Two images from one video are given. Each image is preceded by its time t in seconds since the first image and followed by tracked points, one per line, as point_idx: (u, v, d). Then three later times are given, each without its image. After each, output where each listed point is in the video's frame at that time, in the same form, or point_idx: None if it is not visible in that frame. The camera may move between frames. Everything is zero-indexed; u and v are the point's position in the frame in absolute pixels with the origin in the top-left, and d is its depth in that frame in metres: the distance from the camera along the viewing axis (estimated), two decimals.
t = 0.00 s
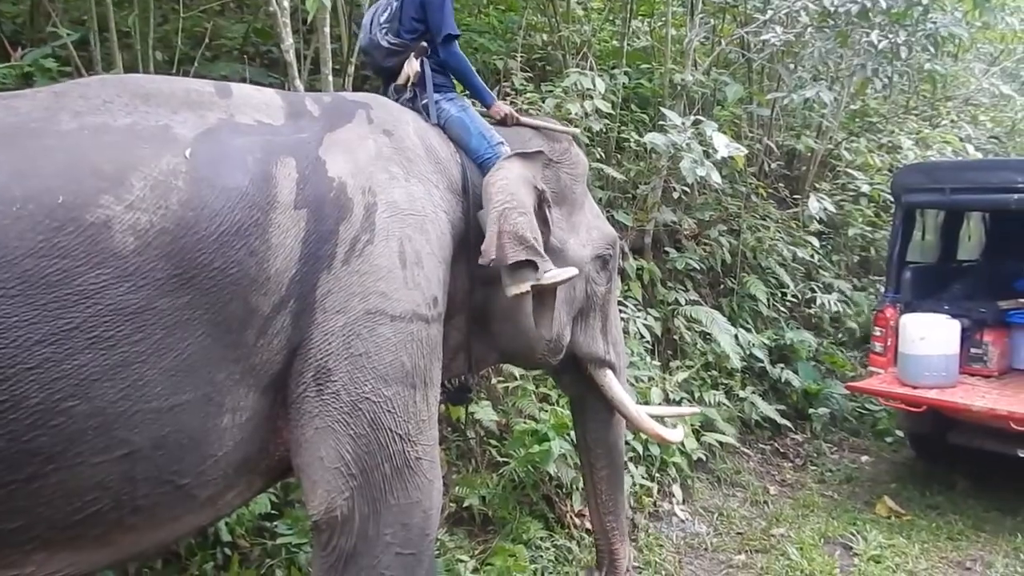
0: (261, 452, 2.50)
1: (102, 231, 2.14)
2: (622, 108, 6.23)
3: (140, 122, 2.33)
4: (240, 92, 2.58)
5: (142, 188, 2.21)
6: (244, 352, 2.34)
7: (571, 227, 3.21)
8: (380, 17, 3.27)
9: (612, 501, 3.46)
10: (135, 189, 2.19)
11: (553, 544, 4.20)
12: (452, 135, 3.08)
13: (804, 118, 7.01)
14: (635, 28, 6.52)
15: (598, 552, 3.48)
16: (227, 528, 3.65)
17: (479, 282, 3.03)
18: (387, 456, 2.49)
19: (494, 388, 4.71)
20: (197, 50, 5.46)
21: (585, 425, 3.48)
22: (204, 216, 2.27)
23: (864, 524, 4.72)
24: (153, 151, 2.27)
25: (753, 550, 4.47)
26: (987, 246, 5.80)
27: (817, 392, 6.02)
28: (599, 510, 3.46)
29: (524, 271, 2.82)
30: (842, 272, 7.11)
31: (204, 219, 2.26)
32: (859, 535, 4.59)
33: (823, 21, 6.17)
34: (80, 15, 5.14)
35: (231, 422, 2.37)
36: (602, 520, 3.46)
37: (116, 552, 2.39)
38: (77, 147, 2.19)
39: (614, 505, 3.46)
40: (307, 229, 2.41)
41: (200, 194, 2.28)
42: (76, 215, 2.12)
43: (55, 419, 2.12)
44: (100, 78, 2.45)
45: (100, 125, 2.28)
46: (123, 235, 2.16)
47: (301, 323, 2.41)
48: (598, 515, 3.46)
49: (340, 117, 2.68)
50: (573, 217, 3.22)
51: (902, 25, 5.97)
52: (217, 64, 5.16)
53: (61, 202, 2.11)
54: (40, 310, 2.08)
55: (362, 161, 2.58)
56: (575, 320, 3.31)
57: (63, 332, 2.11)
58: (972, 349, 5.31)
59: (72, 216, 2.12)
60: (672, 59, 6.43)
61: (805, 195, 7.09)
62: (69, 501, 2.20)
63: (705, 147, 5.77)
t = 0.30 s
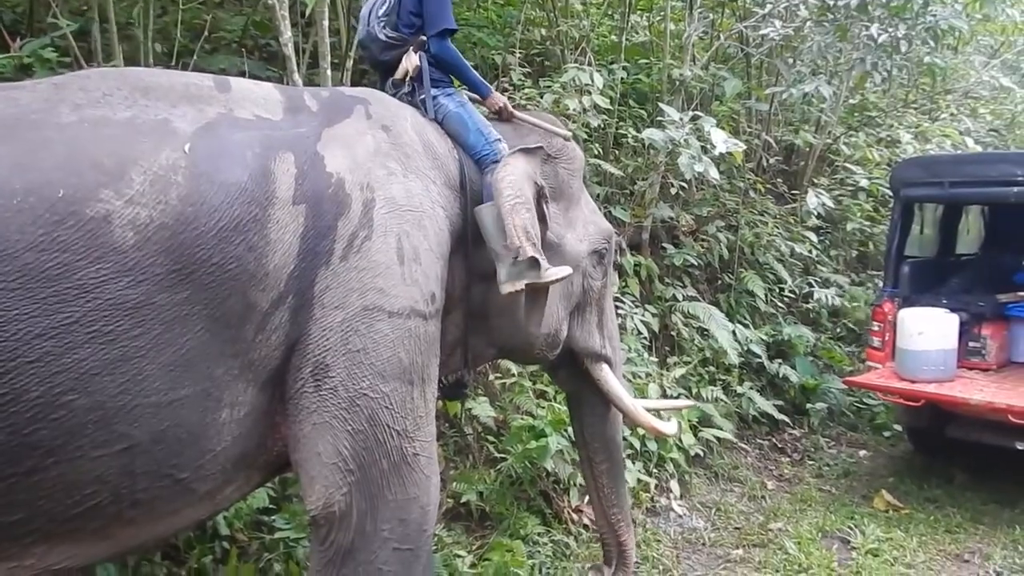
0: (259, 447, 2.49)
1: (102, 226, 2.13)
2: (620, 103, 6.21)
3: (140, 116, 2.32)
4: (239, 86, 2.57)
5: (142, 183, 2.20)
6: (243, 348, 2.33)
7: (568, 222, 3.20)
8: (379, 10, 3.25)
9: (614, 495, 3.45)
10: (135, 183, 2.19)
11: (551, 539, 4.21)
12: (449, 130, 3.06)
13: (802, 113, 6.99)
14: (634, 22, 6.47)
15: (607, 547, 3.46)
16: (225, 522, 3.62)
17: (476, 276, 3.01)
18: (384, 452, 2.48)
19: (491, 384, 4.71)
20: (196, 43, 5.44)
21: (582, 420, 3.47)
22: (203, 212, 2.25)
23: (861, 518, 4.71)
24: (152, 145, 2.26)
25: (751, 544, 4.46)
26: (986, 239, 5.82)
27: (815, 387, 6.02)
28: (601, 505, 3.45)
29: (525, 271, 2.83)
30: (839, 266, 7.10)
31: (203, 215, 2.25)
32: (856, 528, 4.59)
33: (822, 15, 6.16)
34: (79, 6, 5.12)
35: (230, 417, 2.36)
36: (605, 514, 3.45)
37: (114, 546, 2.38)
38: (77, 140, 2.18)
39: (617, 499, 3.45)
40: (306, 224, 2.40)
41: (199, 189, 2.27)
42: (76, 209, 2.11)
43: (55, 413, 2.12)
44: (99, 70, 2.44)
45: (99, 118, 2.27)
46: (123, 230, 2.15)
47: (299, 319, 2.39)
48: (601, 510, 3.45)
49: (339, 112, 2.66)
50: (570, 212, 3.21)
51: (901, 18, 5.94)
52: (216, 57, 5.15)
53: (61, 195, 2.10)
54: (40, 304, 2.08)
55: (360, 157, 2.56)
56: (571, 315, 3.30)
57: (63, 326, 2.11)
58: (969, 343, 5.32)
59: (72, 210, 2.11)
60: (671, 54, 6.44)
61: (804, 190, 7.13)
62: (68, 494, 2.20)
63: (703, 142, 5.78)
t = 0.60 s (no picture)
0: (234, 448, 2.50)
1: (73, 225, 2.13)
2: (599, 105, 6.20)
3: (112, 113, 2.30)
4: (214, 84, 2.55)
5: (113, 180, 2.19)
6: (217, 348, 2.34)
7: (543, 221, 3.21)
8: (354, 9, 3.25)
9: (596, 489, 3.47)
10: (106, 181, 2.18)
11: (529, 540, 4.22)
12: (427, 129, 3.09)
13: (778, 115, 7.00)
14: (613, 24, 6.45)
15: (594, 539, 3.50)
16: (200, 527, 3.64)
17: (454, 275, 3.05)
18: (362, 455, 2.47)
19: (469, 385, 4.72)
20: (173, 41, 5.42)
21: (558, 419, 3.49)
22: (177, 211, 2.24)
23: (835, 516, 4.77)
24: (125, 144, 2.25)
25: (727, 543, 4.50)
26: (956, 241, 5.98)
27: (790, 386, 6.10)
28: (583, 501, 3.47)
29: (506, 268, 2.86)
30: (815, 267, 7.16)
31: (177, 214, 2.24)
32: (830, 526, 4.64)
33: (799, 19, 6.23)
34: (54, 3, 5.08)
35: (204, 418, 2.36)
36: (587, 511, 3.47)
37: (90, 552, 2.38)
38: (47, 139, 2.18)
39: (598, 495, 3.47)
40: (282, 224, 2.39)
41: (172, 188, 2.25)
42: (46, 207, 2.11)
43: (25, 416, 2.11)
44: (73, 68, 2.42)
45: (71, 115, 2.26)
46: (95, 229, 2.15)
47: (274, 320, 2.39)
48: (584, 506, 3.47)
49: (315, 111, 2.66)
50: (544, 211, 3.23)
51: (877, 23, 6.19)
52: (193, 56, 5.12)
53: (31, 193, 2.10)
54: (10, 306, 2.08)
55: (336, 156, 2.56)
56: (545, 313, 3.32)
57: (33, 328, 2.10)
58: (941, 343, 5.39)
59: (42, 208, 2.10)
60: (651, 56, 6.41)
61: (780, 192, 7.19)
62: (40, 495, 2.19)
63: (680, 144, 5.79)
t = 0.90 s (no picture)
0: (141, 456, 2.48)
1: None
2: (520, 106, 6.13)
3: (7, 107, 2.25)
4: (119, 76, 2.48)
5: (8, 177, 2.16)
6: (121, 353, 2.31)
7: (459, 223, 3.25)
8: (272, 4, 3.24)
9: (506, 488, 3.52)
10: None
11: (449, 543, 4.22)
12: (345, 128, 3.09)
13: (696, 119, 7.03)
14: (536, 26, 6.19)
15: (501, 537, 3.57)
16: (104, 545, 3.56)
17: (369, 275, 3.06)
18: (274, 459, 2.46)
19: (388, 387, 4.73)
20: (80, 35, 5.23)
21: (469, 421, 3.52)
22: (77, 209, 2.22)
23: (746, 509, 4.92)
24: (21, 139, 2.21)
25: (644, 538, 4.60)
26: (862, 244, 6.24)
27: (704, 383, 6.26)
28: (497, 501, 3.52)
29: (419, 275, 2.90)
30: (729, 268, 7.29)
31: (77, 213, 2.22)
32: (741, 519, 4.78)
33: (716, 25, 6.41)
34: None
35: (107, 426, 2.34)
36: (499, 509, 3.52)
37: None
38: None
39: (509, 494, 3.52)
40: (191, 222, 2.36)
41: (72, 184, 2.23)
42: None
43: None
44: None
45: None
46: None
47: (183, 322, 2.35)
48: (496, 506, 3.53)
49: (227, 106, 2.60)
50: (460, 213, 3.27)
51: (789, 31, 6.59)
52: (101, 51, 4.96)
53: None
54: None
55: (250, 153, 2.52)
56: (459, 314, 3.35)
57: None
58: (845, 339, 5.60)
59: None
60: (573, 59, 6.24)
61: (696, 193, 7.27)
62: None
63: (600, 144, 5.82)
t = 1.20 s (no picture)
0: None
1: None
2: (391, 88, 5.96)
3: None
4: None
5: None
6: None
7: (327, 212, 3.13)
8: None
9: (355, 482, 3.44)
10: None
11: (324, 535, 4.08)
12: (209, 112, 2.91)
13: (568, 102, 7.00)
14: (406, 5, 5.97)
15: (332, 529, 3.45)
16: None
17: (231, 265, 2.86)
18: (134, 455, 2.36)
19: (258, 376, 4.45)
20: None
21: (330, 409, 3.43)
22: None
23: (620, 486, 4.98)
24: None
25: (521, 519, 4.59)
26: (727, 225, 6.46)
27: (580, 364, 6.33)
28: (341, 493, 3.42)
29: (272, 265, 2.78)
30: (602, 250, 7.43)
31: None
32: (615, 495, 4.84)
33: (584, 9, 6.34)
34: None
35: None
36: (346, 505, 3.42)
37: None
38: None
39: (355, 487, 3.43)
40: (39, 206, 2.30)
41: None
42: None
43: None
44: None
45: None
46: None
47: (33, 310, 2.29)
48: (342, 500, 3.42)
49: (77, 85, 2.50)
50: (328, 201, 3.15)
51: (654, 16, 6.51)
52: None
53: None
54: None
55: (103, 135, 2.44)
56: (325, 305, 3.22)
57: None
58: (713, 318, 5.73)
59: None
60: (443, 40, 6.13)
61: (570, 176, 7.22)
62: None
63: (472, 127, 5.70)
